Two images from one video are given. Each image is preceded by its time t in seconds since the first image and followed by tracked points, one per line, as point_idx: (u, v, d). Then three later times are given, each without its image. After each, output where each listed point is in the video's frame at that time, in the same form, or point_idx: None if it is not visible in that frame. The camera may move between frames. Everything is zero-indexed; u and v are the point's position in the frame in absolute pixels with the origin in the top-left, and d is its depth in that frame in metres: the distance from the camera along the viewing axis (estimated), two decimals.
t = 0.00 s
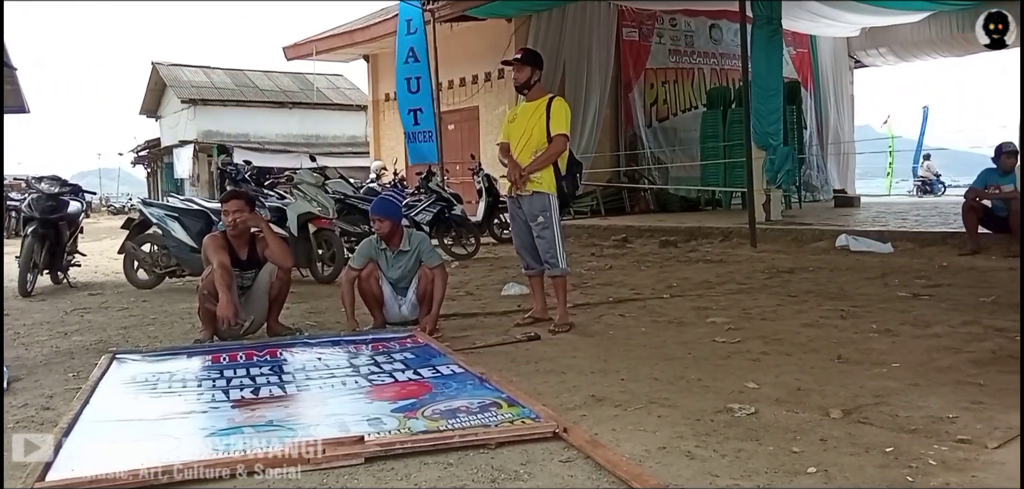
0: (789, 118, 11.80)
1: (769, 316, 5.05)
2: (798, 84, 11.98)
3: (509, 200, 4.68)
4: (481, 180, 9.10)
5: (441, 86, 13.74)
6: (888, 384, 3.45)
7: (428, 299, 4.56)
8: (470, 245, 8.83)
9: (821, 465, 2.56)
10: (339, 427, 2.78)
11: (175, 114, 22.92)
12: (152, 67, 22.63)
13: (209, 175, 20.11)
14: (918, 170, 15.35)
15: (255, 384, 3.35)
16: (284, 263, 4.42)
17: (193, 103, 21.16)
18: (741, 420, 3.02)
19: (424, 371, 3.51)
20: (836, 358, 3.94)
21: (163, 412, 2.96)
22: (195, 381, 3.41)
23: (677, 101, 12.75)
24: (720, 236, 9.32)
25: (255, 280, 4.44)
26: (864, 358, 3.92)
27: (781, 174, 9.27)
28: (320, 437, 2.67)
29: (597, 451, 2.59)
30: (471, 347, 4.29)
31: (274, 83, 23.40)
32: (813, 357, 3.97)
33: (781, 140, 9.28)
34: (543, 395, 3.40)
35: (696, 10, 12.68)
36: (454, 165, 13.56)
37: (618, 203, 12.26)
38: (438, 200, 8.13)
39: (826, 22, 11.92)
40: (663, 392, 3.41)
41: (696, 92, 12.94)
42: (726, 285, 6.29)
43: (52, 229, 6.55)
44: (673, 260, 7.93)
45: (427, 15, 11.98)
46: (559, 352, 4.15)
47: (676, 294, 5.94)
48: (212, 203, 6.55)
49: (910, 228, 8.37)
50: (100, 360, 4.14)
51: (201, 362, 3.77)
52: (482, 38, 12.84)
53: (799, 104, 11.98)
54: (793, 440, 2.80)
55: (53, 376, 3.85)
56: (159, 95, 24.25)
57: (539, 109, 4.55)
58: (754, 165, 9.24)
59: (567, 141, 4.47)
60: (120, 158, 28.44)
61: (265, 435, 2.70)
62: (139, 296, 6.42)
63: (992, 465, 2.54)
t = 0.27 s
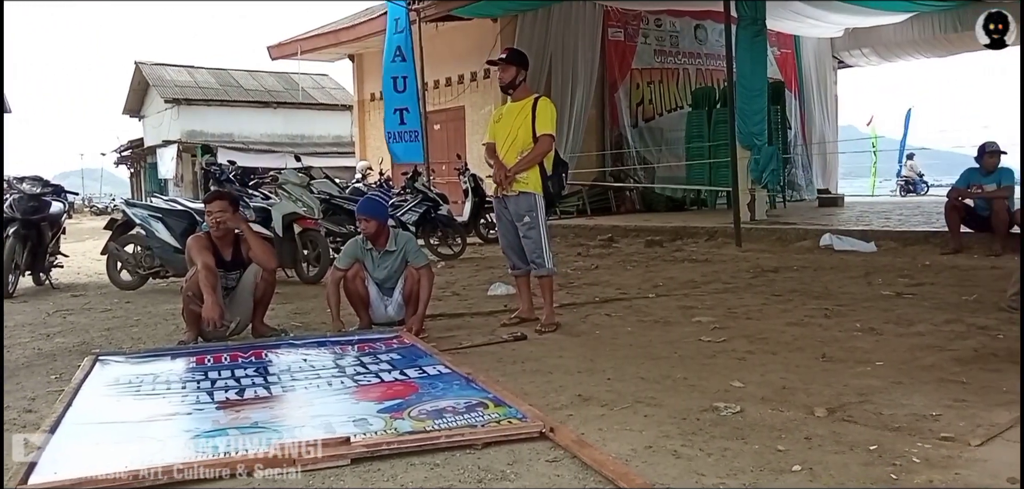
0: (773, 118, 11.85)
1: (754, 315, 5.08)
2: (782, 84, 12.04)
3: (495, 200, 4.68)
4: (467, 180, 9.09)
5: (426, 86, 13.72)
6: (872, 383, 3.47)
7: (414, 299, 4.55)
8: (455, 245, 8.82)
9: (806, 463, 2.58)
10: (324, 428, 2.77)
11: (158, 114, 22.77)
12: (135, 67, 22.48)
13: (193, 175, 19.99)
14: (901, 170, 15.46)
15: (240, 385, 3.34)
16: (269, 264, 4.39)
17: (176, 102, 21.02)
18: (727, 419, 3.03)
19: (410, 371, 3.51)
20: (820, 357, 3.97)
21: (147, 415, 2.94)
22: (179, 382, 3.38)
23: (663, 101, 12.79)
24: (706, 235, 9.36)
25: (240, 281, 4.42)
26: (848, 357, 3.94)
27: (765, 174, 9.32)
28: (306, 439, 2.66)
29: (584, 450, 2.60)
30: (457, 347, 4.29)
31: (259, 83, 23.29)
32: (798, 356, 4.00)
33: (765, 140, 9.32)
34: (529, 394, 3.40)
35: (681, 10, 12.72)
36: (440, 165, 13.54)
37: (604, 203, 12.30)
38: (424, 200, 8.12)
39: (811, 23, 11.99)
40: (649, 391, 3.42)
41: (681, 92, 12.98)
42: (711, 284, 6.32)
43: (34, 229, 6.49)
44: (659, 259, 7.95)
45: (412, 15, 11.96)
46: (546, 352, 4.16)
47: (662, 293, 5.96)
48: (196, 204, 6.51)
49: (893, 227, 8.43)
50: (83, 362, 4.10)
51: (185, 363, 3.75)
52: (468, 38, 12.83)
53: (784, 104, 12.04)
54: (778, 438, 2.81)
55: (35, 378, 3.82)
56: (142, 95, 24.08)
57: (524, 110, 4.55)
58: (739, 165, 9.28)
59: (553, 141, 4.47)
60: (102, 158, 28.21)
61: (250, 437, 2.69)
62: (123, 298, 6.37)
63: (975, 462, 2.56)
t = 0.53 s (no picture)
0: (761, 118, 11.91)
1: (742, 314, 5.10)
2: (769, 84, 12.09)
3: (485, 199, 4.68)
4: (456, 180, 9.08)
5: (415, 86, 13.71)
6: (858, 381, 3.50)
7: (403, 299, 4.54)
8: (444, 245, 8.82)
9: (794, 462, 2.59)
10: (313, 430, 2.76)
11: (145, 114, 22.65)
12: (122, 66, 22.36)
13: (180, 175, 19.89)
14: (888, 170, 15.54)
15: (228, 386, 3.33)
16: (256, 264, 4.38)
17: (163, 102, 20.90)
18: (715, 418, 3.04)
19: (399, 372, 3.50)
20: (808, 356, 3.99)
21: (134, 416, 2.93)
22: (166, 384, 3.37)
23: (651, 101, 12.82)
24: (694, 235, 9.39)
25: (227, 281, 4.40)
26: (835, 356, 3.97)
27: (753, 174, 9.36)
28: (294, 440, 2.65)
29: (573, 450, 2.60)
30: (446, 348, 4.29)
31: (246, 82, 23.20)
32: (786, 355, 4.01)
33: (753, 140, 9.36)
34: (518, 395, 3.40)
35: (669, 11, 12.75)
36: (429, 165, 13.53)
37: (592, 203, 12.32)
38: (413, 200, 8.12)
39: (798, 23, 12.04)
40: (638, 391, 3.43)
41: (669, 93, 13.03)
42: (699, 284, 6.34)
43: (19, 230, 6.45)
44: (647, 259, 7.96)
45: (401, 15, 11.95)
46: (535, 352, 4.16)
47: (650, 293, 5.98)
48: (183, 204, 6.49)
49: (880, 227, 8.48)
50: (69, 363, 4.08)
51: (173, 365, 3.73)
52: (456, 38, 12.82)
53: (771, 104, 12.09)
54: (766, 437, 2.83)
55: (20, 380, 3.79)
56: (129, 95, 23.96)
57: (513, 110, 4.55)
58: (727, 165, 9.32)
59: (541, 140, 4.48)
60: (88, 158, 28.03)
61: (238, 439, 2.68)
62: (109, 299, 6.34)
63: (961, 460, 2.58)
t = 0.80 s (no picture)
0: (748, 118, 11.96)
1: (729, 313, 5.12)
2: (756, 84, 12.13)
3: (472, 200, 4.68)
4: (444, 180, 9.07)
5: (403, 85, 13.68)
6: (845, 380, 3.51)
7: (391, 299, 4.53)
8: (433, 246, 8.81)
9: (781, 460, 2.60)
10: (300, 431, 2.75)
11: (130, 114, 22.51)
12: (107, 66, 22.22)
13: (166, 175, 19.78)
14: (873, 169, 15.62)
15: (215, 388, 3.31)
16: (244, 265, 4.36)
17: (148, 102, 20.77)
18: (703, 417, 3.05)
19: (388, 372, 3.49)
20: (795, 355, 4.01)
21: (121, 419, 2.92)
22: (152, 386, 3.35)
23: (639, 101, 12.84)
24: (682, 234, 9.42)
25: (214, 282, 4.38)
26: (822, 354, 3.99)
27: (739, 173, 9.39)
28: (282, 442, 2.64)
29: (561, 449, 2.60)
30: (434, 348, 4.28)
31: (232, 82, 23.11)
32: (773, 353, 4.03)
33: (740, 140, 9.39)
34: (507, 394, 3.40)
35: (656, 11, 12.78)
36: (417, 165, 13.51)
37: (580, 203, 12.34)
38: (401, 200, 8.10)
39: (784, 23, 12.08)
40: (626, 390, 3.43)
41: (656, 93, 13.07)
42: (687, 283, 6.36)
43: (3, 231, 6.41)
44: (635, 259, 7.98)
45: (388, 14, 11.93)
46: (523, 351, 4.16)
47: (638, 292, 5.99)
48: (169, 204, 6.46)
49: (866, 226, 8.54)
50: (54, 365, 4.05)
51: (159, 366, 3.71)
52: (444, 37, 12.81)
53: (758, 103, 12.14)
54: (753, 436, 2.84)
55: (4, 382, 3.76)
56: (114, 95, 23.81)
57: (500, 110, 4.55)
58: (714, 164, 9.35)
59: (529, 140, 4.48)
60: (73, 158, 27.84)
61: (225, 441, 2.67)
62: (95, 299, 6.30)
63: (946, 458, 2.60)
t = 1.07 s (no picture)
0: (736, 118, 12.01)
1: (718, 313, 5.13)
2: (744, 84, 12.18)
3: (461, 200, 4.68)
4: (433, 180, 9.06)
5: (391, 85, 13.66)
6: (833, 379, 3.53)
7: (380, 300, 4.53)
8: (422, 246, 8.80)
9: (770, 459, 2.61)
10: (288, 432, 2.74)
11: (118, 114, 22.39)
12: (93, 65, 22.11)
13: (154, 176, 19.69)
14: (861, 169, 15.70)
15: (203, 389, 3.30)
16: (232, 266, 4.34)
17: (136, 102, 20.66)
18: (692, 416, 3.06)
19: (377, 373, 3.49)
20: (783, 354, 4.02)
21: (108, 421, 2.90)
22: (139, 387, 3.33)
23: (628, 101, 12.87)
24: (670, 234, 9.45)
25: (202, 283, 4.36)
26: (810, 353, 4.00)
27: (728, 173, 9.43)
28: (270, 443, 2.63)
29: (551, 449, 2.61)
30: (424, 348, 4.28)
31: (220, 82, 23.02)
32: (761, 353, 4.04)
33: (728, 140, 9.42)
34: (496, 394, 3.40)
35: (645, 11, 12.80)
36: (405, 165, 13.49)
37: (570, 203, 12.35)
38: (390, 201, 8.09)
39: (772, 23, 12.12)
40: (616, 390, 3.44)
41: (645, 93, 13.10)
42: (676, 283, 6.38)
43: None
44: (624, 259, 7.99)
45: (376, 14, 11.91)
46: (513, 351, 4.16)
47: (628, 292, 6.00)
48: (156, 205, 6.42)
49: (853, 225, 8.58)
50: (40, 366, 4.03)
51: (147, 368, 3.69)
52: (433, 37, 12.81)
53: (746, 103, 12.18)
54: (742, 435, 2.85)
55: None
56: (101, 95, 23.68)
57: (489, 110, 4.55)
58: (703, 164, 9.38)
59: (518, 140, 4.48)
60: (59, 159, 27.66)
61: (213, 442, 2.66)
62: (81, 301, 6.26)
63: (934, 456, 2.61)
